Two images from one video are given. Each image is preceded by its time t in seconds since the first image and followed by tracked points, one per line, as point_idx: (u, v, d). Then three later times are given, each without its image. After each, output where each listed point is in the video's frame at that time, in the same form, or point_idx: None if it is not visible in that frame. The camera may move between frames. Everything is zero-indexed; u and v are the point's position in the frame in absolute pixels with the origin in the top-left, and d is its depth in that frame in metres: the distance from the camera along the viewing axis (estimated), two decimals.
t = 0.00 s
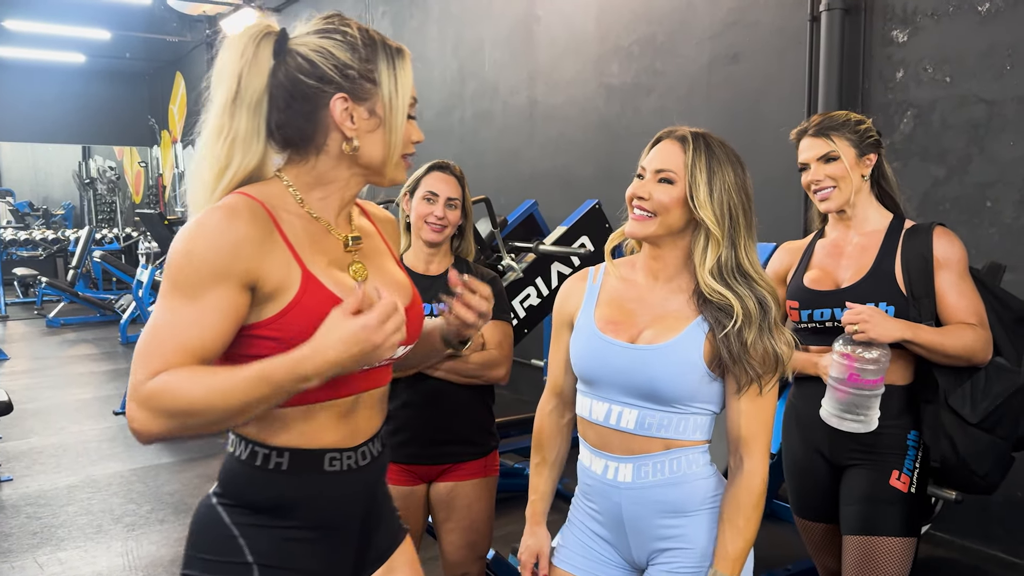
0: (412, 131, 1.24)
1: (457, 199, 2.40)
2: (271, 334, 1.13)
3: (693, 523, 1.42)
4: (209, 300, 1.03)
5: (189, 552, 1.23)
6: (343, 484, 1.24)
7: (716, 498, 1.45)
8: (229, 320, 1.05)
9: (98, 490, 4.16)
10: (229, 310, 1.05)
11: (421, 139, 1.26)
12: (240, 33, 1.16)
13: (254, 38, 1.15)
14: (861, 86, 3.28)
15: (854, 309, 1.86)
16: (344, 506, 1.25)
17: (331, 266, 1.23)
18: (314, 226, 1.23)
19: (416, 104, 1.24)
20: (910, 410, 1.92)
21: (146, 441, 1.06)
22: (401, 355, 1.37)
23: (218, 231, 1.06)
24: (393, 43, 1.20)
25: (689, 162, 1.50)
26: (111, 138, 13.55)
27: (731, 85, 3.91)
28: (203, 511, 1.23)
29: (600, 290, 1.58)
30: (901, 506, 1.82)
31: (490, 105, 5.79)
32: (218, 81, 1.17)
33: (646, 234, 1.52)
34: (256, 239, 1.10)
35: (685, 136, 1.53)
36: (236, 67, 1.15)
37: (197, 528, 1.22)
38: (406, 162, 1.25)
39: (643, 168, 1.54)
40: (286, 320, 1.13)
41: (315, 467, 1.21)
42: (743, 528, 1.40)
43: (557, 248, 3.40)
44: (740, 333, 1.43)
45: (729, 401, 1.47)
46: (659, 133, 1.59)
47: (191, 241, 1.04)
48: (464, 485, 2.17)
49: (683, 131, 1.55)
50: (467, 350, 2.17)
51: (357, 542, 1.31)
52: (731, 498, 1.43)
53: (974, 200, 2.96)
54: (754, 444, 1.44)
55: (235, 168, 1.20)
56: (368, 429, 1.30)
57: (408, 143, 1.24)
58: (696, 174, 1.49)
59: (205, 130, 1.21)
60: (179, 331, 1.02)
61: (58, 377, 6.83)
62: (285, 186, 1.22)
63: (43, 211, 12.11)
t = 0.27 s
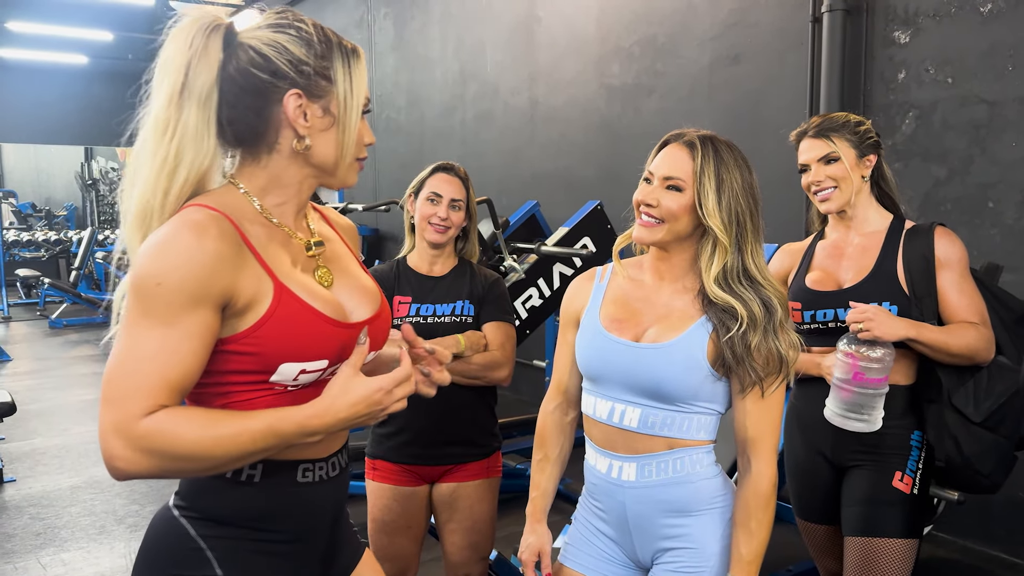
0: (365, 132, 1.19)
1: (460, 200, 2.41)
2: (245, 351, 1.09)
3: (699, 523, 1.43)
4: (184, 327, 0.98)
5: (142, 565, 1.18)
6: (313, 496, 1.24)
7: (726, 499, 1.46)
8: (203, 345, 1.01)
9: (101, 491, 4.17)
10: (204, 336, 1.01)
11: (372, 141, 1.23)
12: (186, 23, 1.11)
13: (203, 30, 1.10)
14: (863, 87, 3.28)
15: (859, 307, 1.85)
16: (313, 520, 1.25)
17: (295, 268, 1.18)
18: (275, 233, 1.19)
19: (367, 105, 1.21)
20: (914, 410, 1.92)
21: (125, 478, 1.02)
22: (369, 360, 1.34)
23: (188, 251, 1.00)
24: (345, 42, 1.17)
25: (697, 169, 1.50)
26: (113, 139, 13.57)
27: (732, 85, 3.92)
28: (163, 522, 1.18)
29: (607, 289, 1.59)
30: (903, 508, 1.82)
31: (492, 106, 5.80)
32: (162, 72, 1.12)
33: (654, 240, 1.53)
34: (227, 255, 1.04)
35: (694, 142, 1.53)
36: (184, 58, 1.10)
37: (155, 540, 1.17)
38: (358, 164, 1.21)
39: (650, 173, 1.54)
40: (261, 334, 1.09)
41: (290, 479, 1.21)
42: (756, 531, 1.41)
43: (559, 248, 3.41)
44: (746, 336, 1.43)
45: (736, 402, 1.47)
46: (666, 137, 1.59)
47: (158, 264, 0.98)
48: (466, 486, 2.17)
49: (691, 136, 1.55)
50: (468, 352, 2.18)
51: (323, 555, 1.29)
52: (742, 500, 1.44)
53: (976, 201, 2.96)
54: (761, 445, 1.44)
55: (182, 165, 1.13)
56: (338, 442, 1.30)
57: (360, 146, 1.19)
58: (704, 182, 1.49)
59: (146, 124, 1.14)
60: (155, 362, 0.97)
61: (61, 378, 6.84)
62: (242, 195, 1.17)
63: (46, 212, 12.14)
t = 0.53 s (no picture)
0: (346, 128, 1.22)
1: (462, 200, 2.41)
2: (232, 351, 1.09)
3: (701, 523, 1.43)
4: (170, 330, 0.99)
5: (136, 569, 1.18)
6: (307, 495, 1.25)
7: (728, 497, 1.47)
8: (189, 347, 1.01)
9: (102, 491, 4.17)
10: (188, 337, 1.01)
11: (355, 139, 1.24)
12: (162, 20, 1.12)
13: (180, 28, 1.11)
14: (863, 88, 3.29)
15: (859, 307, 1.86)
16: (307, 521, 1.25)
17: (277, 266, 1.18)
18: (259, 233, 1.19)
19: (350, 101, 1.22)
20: (915, 410, 1.93)
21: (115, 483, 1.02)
22: (356, 359, 1.32)
23: (172, 254, 1.00)
24: (325, 39, 1.18)
25: (696, 170, 1.51)
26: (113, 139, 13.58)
27: (733, 86, 3.92)
28: (156, 525, 1.19)
29: (606, 289, 1.59)
30: (902, 507, 1.82)
31: (493, 107, 5.80)
32: (141, 70, 1.11)
33: (655, 240, 1.53)
34: (211, 257, 1.05)
35: (693, 142, 1.53)
36: (161, 56, 1.10)
37: (148, 543, 1.18)
38: (342, 163, 1.23)
39: (649, 175, 1.55)
40: (249, 332, 1.09)
41: (283, 479, 1.21)
42: (757, 530, 1.42)
43: (559, 249, 3.41)
44: (747, 336, 1.43)
45: (737, 402, 1.48)
46: (664, 137, 1.60)
47: (143, 268, 0.98)
48: (467, 485, 2.17)
49: (690, 136, 1.55)
50: (468, 351, 2.20)
51: (317, 554, 1.30)
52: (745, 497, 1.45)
53: (976, 201, 2.96)
54: (763, 442, 1.44)
55: (166, 162, 1.12)
56: (331, 440, 1.30)
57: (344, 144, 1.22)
58: (704, 183, 1.50)
59: (123, 122, 1.13)
60: (142, 365, 0.97)
61: (62, 378, 6.85)
62: (223, 194, 1.18)
63: (47, 212, 12.16)
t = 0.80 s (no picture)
0: (361, 127, 1.22)
1: (462, 200, 2.41)
2: (227, 348, 1.09)
3: (697, 524, 1.43)
4: (157, 313, 0.99)
5: (138, 565, 1.18)
6: (308, 492, 1.24)
7: (724, 497, 1.47)
8: (177, 332, 1.01)
9: (102, 490, 4.18)
10: (177, 323, 1.01)
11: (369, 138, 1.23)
12: (167, 29, 1.12)
13: (190, 38, 1.11)
14: (863, 88, 3.29)
15: (860, 307, 1.86)
16: (307, 518, 1.25)
17: (278, 270, 1.19)
18: (262, 232, 1.20)
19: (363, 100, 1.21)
20: (915, 410, 1.93)
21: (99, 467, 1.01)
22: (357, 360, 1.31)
23: (166, 240, 1.02)
24: (336, 40, 1.17)
25: (693, 166, 1.51)
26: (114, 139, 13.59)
27: (733, 86, 3.92)
28: (157, 522, 1.19)
29: (602, 290, 1.59)
30: (902, 507, 1.82)
31: (493, 107, 5.81)
32: (149, 80, 1.13)
33: (653, 236, 1.53)
34: (204, 249, 1.06)
35: (688, 138, 1.53)
36: (170, 67, 1.11)
37: (149, 539, 1.18)
38: (360, 161, 1.23)
39: (645, 171, 1.55)
40: (241, 331, 1.10)
41: (280, 476, 1.20)
42: (752, 529, 1.42)
43: (560, 248, 3.41)
44: (745, 333, 1.44)
45: (733, 400, 1.48)
46: (659, 134, 1.60)
47: (136, 251, 0.99)
48: (467, 483, 2.17)
49: (684, 133, 1.55)
50: (468, 349, 2.19)
51: (317, 550, 1.30)
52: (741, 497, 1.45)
53: (976, 201, 2.96)
54: (758, 442, 1.45)
55: (176, 167, 1.13)
56: (331, 435, 1.30)
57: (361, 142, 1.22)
58: (700, 178, 1.50)
59: (132, 133, 1.14)
60: (127, 345, 0.97)
61: (62, 377, 6.85)
62: (232, 191, 1.18)
63: (48, 212, 12.17)
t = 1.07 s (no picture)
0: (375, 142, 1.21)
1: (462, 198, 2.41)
2: (231, 350, 1.09)
3: (694, 524, 1.43)
4: (157, 318, 0.99)
5: (140, 560, 1.18)
6: (309, 490, 1.24)
7: (720, 496, 1.47)
8: (176, 337, 1.01)
9: (101, 488, 4.18)
10: (177, 327, 1.01)
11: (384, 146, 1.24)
12: (203, 13, 1.10)
13: (224, 28, 1.09)
14: (863, 88, 3.29)
15: (860, 306, 1.86)
16: (310, 516, 1.25)
17: (287, 276, 1.18)
18: (271, 234, 1.20)
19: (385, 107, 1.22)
20: (915, 410, 1.93)
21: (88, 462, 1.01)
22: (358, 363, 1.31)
23: (172, 243, 1.01)
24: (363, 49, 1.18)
25: (684, 168, 1.51)
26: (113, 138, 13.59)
27: (733, 86, 3.92)
28: (160, 518, 1.19)
29: (598, 290, 1.59)
30: (901, 506, 1.82)
31: (493, 106, 5.80)
32: (177, 60, 1.10)
33: (652, 241, 1.52)
34: (212, 253, 1.05)
35: (678, 141, 1.53)
36: (203, 55, 1.09)
37: (152, 535, 1.18)
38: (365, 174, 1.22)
39: (638, 176, 1.54)
40: (248, 334, 1.09)
41: (282, 473, 1.20)
42: (749, 529, 1.42)
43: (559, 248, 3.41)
44: (744, 332, 1.43)
45: (729, 398, 1.47)
46: (648, 138, 1.60)
47: (143, 253, 0.99)
48: (466, 482, 2.17)
49: (675, 134, 1.55)
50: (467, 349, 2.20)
51: (317, 551, 1.30)
52: (736, 497, 1.44)
53: (975, 202, 2.96)
54: (754, 441, 1.44)
55: (191, 156, 1.12)
56: (334, 433, 1.30)
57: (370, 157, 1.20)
58: (693, 180, 1.50)
59: (156, 112, 1.12)
60: (125, 347, 0.97)
61: (60, 375, 6.85)
62: (241, 192, 1.18)
63: (47, 211, 12.17)
